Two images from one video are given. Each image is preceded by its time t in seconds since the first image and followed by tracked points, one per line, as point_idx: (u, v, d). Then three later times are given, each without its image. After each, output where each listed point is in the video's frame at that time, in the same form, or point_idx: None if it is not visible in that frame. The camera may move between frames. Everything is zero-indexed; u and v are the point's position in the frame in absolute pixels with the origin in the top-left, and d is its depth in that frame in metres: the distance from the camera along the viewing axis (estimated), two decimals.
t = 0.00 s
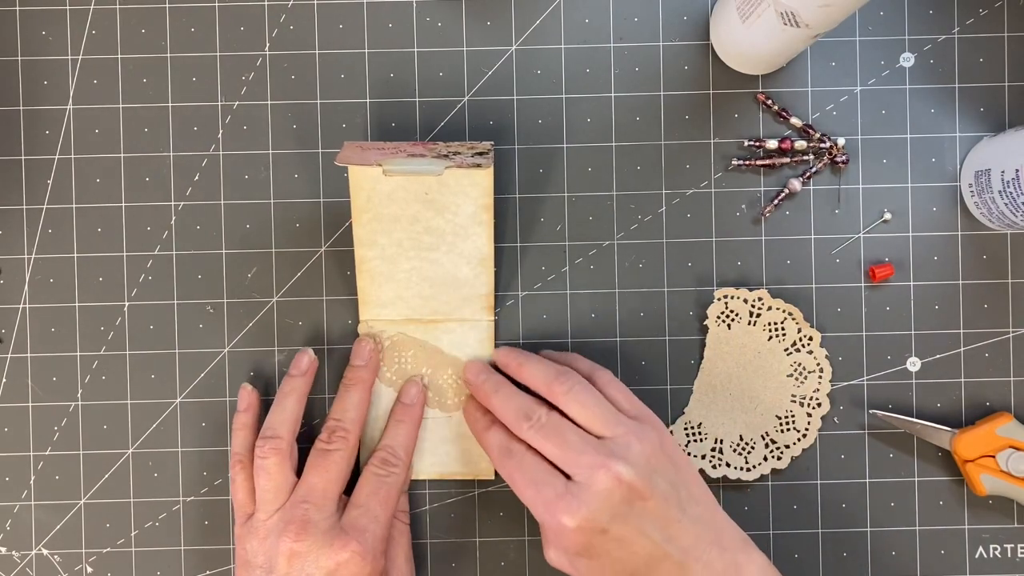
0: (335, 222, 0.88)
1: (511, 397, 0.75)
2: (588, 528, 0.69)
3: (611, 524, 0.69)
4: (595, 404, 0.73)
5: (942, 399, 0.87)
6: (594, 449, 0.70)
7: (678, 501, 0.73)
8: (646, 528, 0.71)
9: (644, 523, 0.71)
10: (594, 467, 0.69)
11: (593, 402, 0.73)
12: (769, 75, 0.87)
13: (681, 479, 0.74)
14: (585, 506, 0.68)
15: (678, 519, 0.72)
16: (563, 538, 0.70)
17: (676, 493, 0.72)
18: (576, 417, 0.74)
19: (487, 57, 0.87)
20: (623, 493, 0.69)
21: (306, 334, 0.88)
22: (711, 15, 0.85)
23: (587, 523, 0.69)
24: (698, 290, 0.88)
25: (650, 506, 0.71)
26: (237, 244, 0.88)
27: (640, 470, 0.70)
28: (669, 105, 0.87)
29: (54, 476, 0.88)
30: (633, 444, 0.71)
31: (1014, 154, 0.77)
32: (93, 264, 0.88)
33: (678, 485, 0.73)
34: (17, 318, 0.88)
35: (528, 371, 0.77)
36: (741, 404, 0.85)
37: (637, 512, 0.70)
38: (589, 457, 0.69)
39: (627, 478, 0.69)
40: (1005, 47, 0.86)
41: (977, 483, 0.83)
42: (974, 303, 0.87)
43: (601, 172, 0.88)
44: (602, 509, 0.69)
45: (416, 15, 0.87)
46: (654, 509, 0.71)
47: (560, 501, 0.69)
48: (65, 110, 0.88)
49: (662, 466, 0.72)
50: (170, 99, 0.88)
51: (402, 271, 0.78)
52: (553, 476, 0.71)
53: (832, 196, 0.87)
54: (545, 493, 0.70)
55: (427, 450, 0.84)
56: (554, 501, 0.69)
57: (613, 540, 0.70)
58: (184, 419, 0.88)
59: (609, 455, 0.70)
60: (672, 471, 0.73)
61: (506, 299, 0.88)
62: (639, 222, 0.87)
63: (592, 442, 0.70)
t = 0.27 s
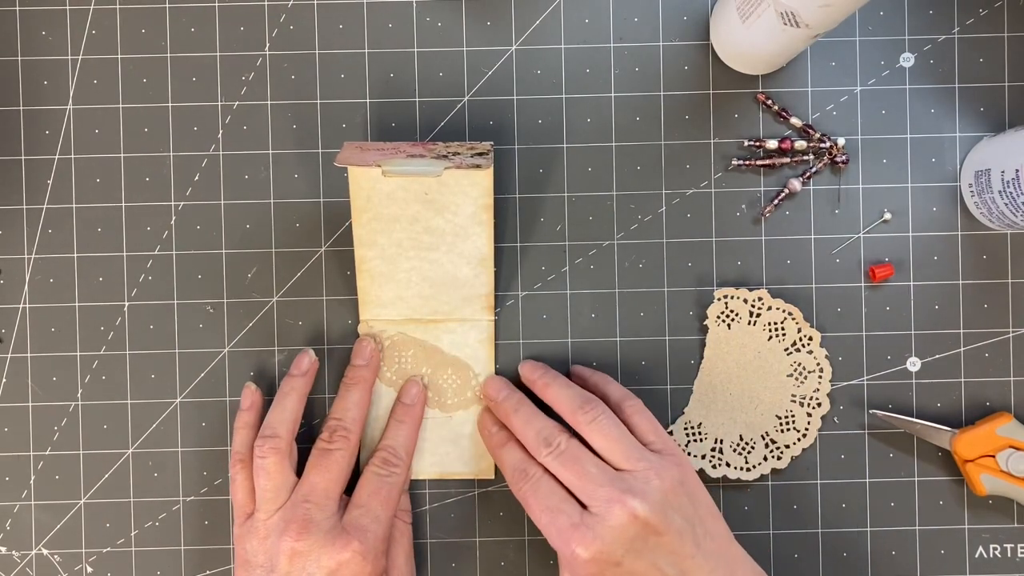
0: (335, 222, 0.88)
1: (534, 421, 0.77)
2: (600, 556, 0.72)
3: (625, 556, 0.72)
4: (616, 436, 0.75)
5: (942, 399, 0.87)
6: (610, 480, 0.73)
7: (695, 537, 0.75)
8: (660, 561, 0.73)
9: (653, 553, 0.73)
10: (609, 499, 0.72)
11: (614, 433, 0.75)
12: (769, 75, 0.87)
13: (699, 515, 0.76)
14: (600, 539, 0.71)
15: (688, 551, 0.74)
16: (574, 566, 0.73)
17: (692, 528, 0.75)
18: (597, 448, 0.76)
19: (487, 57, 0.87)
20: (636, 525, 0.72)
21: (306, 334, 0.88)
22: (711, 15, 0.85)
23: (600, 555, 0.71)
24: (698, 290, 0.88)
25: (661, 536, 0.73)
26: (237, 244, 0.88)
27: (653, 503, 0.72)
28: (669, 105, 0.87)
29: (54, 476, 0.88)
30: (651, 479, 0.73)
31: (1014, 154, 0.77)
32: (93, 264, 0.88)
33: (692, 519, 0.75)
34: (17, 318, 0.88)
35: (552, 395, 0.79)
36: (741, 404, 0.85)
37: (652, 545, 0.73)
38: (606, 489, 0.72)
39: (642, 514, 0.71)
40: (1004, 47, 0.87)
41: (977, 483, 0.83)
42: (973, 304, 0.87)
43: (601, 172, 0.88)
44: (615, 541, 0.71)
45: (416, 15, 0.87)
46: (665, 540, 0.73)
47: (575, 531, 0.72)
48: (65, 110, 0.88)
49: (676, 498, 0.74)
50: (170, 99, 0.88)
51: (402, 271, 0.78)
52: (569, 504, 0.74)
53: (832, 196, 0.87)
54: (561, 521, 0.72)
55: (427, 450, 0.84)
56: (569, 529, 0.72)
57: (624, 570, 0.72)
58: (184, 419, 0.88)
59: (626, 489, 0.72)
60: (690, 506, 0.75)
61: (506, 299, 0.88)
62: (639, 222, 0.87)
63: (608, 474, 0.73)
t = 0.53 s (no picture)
0: (335, 222, 0.88)
1: (534, 418, 0.77)
2: (605, 549, 0.72)
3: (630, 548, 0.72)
4: (618, 430, 0.75)
5: (942, 399, 0.87)
6: (615, 474, 0.73)
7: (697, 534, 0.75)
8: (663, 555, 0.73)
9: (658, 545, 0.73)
10: (614, 493, 0.72)
11: (617, 428, 0.75)
12: (769, 75, 0.87)
13: (702, 512, 0.76)
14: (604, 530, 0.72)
15: (692, 545, 0.74)
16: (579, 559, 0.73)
17: (694, 524, 0.75)
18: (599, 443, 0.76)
19: (487, 56, 0.87)
20: (642, 517, 0.72)
21: (307, 333, 0.88)
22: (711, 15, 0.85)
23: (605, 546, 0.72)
24: (698, 290, 0.88)
25: (669, 528, 0.73)
26: (237, 244, 0.88)
27: (659, 497, 0.73)
28: (669, 105, 0.87)
29: (54, 476, 0.88)
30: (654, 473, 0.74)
31: (1014, 155, 0.77)
32: (93, 264, 0.88)
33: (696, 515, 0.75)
34: (17, 318, 0.88)
35: (554, 391, 0.79)
36: (741, 404, 0.85)
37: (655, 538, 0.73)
38: (610, 482, 0.73)
39: (646, 506, 0.72)
40: (1005, 47, 0.86)
41: (977, 483, 0.83)
42: (974, 304, 0.87)
43: (601, 172, 0.88)
44: (620, 533, 0.72)
45: (416, 15, 0.87)
46: (670, 533, 0.73)
47: (580, 523, 0.72)
48: (65, 110, 0.88)
49: (681, 495, 0.75)
50: (170, 99, 0.88)
51: (402, 271, 0.78)
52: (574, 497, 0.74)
53: (832, 196, 0.87)
54: (564, 514, 0.73)
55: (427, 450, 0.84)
56: (574, 522, 0.72)
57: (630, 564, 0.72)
58: (184, 419, 0.88)
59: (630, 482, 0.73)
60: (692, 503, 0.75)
61: (506, 299, 0.88)
62: (639, 222, 0.87)
63: (614, 469, 0.74)
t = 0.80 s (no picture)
0: (335, 222, 0.88)
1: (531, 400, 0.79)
2: (588, 411, 0.58)
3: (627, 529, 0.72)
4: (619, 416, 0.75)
5: (942, 399, 0.87)
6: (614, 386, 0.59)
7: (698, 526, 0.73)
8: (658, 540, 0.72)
9: (640, 522, 0.56)
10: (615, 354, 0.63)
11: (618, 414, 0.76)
12: (769, 75, 0.87)
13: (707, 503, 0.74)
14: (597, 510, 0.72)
15: (687, 540, 0.56)
16: (564, 391, 0.58)
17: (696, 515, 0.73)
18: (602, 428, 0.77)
19: (487, 56, 0.87)
20: (624, 470, 0.57)
21: (307, 333, 0.88)
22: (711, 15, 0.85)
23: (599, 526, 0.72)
24: (698, 290, 0.88)
25: (654, 505, 0.56)
26: (237, 244, 0.88)
27: (654, 454, 0.59)
28: (669, 105, 0.87)
29: (54, 476, 0.88)
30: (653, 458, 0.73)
31: (1014, 155, 0.77)
32: (93, 264, 0.88)
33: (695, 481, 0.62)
34: (17, 318, 0.88)
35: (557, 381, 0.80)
36: (741, 404, 0.85)
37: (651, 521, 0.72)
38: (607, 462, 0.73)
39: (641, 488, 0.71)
40: (1005, 47, 0.86)
41: (977, 483, 0.83)
42: (973, 304, 0.87)
43: (601, 172, 0.88)
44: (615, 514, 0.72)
45: (416, 15, 0.87)
46: (656, 505, 0.56)
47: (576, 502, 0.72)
48: (65, 110, 0.88)
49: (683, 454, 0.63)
50: (170, 99, 0.88)
51: (402, 271, 0.78)
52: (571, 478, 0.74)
53: (832, 196, 0.87)
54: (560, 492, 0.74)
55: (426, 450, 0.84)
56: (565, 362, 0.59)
57: (602, 447, 0.57)
58: (184, 419, 0.88)
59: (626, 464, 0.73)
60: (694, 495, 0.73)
61: (507, 299, 0.88)
62: (639, 222, 0.87)
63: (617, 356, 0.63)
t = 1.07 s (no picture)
0: (335, 222, 0.88)
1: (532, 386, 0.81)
2: (530, 375, 0.60)
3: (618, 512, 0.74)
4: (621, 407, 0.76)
5: (942, 399, 0.87)
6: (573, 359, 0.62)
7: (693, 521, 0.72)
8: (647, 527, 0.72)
9: (568, 480, 0.59)
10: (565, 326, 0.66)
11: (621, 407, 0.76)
12: (769, 75, 0.87)
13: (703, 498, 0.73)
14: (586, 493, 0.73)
15: (619, 499, 0.60)
16: (506, 359, 0.61)
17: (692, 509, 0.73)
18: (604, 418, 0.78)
19: (487, 56, 0.87)
20: (563, 435, 0.60)
21: (307, 333, 0.88)
22: (711, 15, 0.85)
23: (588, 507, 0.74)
24: (698, 290, 0.88)
25: (589, 466, 0.60)
26: (237, 244, 0.88)
27: (595, 416, 0.62)
28: (669, 105, 0.87)
29: (54, 476, 0.88)
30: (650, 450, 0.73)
31: (1014, 155, 0.77)
32: (93, 264, 0.88)
33: (642, 449, 0.64)
34: (17, 318, 0.88)
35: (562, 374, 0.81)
36: (741, 404, 0.85)
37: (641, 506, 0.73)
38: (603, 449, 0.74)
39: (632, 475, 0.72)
40: (1005, 47, 0.86)
41: (977, 483, 0.83)
42: (973, 304, 0.87)
43: (601, 172, 0.88)
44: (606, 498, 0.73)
45: (416, 15, 0.87)
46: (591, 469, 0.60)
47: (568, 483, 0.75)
48: (65, 110, 0.88)
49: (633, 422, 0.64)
50: (170, 99, 0.88)
51: (402, 272, 0.79)
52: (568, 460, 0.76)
53: (832, 196, 0.87)
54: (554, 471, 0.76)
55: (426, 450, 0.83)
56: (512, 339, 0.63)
57: (541, 411, 0.60)
58: (184, 419, 0.88)
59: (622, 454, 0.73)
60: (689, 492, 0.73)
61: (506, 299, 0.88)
62: (639, 222, 0.87)
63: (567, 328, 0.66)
